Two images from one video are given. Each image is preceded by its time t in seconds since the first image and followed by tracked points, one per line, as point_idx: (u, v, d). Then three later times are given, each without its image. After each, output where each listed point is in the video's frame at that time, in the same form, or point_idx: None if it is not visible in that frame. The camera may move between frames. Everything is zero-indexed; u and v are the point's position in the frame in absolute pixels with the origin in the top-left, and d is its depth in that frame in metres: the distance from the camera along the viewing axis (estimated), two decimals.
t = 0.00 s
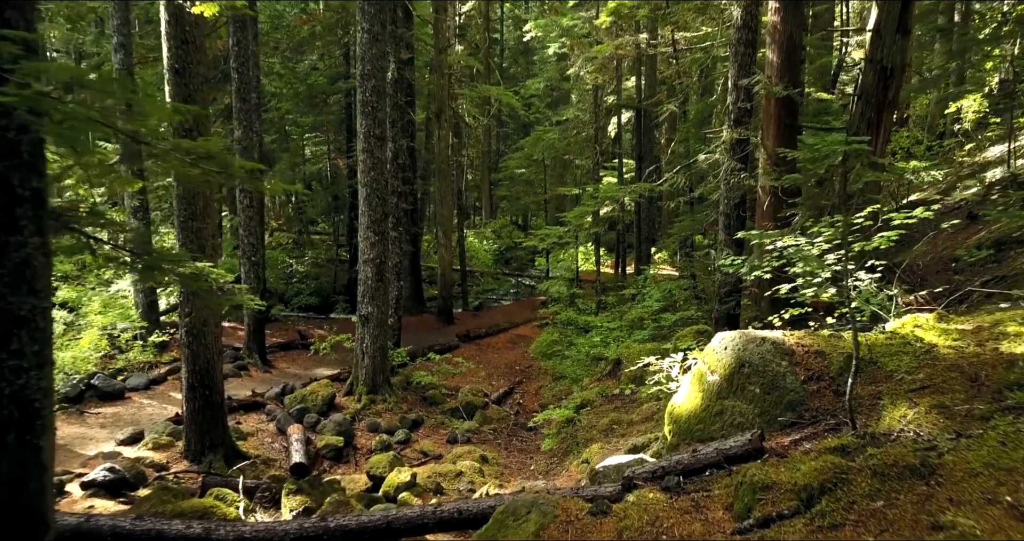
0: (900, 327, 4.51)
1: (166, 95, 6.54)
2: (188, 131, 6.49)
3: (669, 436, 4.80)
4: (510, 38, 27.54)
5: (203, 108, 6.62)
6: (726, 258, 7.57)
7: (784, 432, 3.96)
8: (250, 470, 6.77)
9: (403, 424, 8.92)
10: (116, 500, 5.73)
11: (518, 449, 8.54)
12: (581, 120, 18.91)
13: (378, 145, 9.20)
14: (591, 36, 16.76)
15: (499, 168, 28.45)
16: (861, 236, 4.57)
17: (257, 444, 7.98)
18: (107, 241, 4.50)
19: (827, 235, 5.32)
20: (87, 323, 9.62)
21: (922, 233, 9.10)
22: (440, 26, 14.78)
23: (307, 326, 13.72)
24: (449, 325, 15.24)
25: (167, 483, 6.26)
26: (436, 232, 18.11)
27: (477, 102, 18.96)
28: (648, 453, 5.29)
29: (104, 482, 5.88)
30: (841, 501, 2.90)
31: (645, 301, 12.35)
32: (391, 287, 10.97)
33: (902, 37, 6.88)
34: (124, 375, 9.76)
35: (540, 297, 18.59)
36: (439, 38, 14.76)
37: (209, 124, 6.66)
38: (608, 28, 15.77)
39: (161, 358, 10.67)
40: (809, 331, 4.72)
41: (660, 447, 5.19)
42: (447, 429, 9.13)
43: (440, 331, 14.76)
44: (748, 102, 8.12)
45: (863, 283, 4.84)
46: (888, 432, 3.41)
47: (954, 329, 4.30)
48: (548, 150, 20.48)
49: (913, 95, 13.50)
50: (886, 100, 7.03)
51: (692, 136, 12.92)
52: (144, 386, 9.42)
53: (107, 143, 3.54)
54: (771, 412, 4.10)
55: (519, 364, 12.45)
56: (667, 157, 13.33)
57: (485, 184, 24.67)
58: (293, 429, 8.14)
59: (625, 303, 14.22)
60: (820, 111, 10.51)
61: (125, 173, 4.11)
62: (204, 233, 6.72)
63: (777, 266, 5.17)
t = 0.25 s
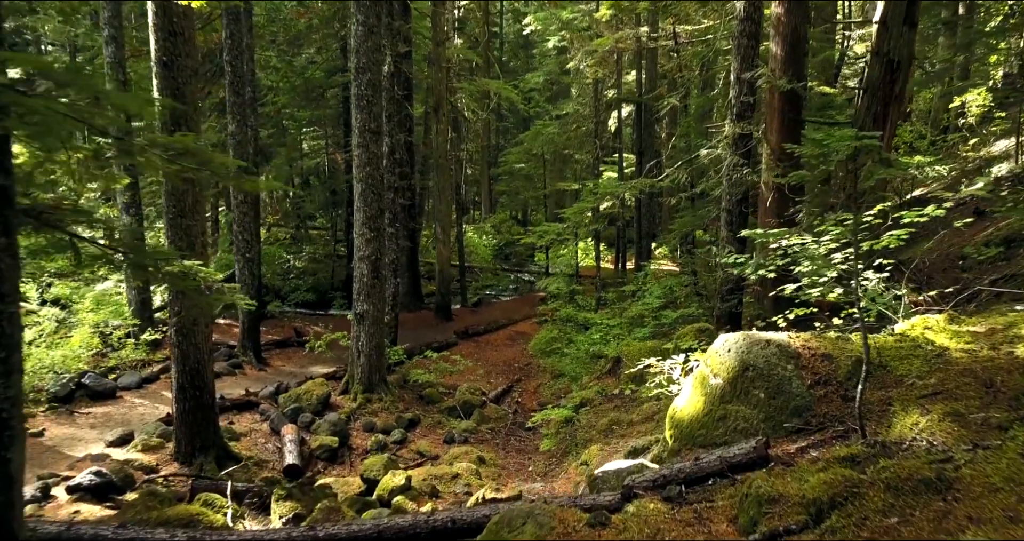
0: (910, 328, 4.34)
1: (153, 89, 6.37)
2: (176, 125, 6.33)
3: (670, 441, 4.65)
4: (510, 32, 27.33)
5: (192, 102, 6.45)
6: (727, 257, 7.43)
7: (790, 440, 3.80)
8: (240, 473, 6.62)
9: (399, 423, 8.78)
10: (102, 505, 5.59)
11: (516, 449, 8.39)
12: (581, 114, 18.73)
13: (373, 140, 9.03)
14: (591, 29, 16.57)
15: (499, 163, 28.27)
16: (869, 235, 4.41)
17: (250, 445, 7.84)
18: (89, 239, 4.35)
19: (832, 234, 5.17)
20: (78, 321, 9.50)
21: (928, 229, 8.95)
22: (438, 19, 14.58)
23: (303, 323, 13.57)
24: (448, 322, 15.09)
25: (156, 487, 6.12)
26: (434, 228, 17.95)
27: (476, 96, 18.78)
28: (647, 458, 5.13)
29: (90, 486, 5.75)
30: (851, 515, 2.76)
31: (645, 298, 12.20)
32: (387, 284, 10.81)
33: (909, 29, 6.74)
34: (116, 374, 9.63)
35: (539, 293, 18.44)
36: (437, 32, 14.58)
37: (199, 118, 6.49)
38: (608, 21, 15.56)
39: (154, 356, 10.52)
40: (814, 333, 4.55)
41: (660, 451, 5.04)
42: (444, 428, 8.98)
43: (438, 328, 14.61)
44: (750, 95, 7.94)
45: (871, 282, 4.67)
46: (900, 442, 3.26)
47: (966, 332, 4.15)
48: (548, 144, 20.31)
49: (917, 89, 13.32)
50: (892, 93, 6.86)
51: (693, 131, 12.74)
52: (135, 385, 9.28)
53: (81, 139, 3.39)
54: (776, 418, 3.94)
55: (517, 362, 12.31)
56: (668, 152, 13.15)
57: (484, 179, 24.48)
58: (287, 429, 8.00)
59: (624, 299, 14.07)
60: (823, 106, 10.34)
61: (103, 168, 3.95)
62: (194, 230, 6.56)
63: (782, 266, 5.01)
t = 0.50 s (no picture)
0: (919, 330, 4.19)
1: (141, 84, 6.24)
2: (165, 120, 6.20)
3: (671, 447, 4.50)
4: (510, 26, 27.14)
5: (181, 96, 6.33)
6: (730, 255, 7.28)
7: (797, 447, 3.65)
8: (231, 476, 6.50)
9: (396, 423, 8.64)
10: (89, 510, 5.49)
11: (514, 449, 8.25)
12: (581, 109, 18.55)
13: (369, 135, 8.87)
14: (591, 23, 16.37)
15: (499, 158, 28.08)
16: (877, 234, 4.26)
17: (243, 446, 7.71)
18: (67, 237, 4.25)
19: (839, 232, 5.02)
20: (70, 320, 9.48)
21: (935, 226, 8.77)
22: (436, 12, 14.39)
23: (301, 321, 13.45)
24: (447, 319, 14.95)
25: (144, 490, 6.01)
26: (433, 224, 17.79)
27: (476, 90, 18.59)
28: (648, 463, 5.01)
29: (76, 491, 5.65)
30: (864, 532, 2.62)
31: (646, 295, 12.04)
32: (384, 281, 10.66)
33: (916, 22, 6.55)
34: (108, 373, 9.56)
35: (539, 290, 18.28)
36: (435, 26, 14.39)
37: (188, 113, 6.36)
38: (608, 15, 15.38)
39: (148, 355, 10.42)
40: (821, 335, 4.40)
41: (661, 457, 4.90)
42: (441, 428, 8.84)
43: (437, 325, 14.47)
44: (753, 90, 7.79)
45: (879, 282, 4.52)
46: (912, 451, 3.12)
47: (979, 335, 4.00)
48: (548, 139, 20.14)
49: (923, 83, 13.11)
50: (899, 87, 6.69)
51: (695, 126, 12.58)
52: (128, 385, 9.23)
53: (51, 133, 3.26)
54: (782, 424, 3.80)
55: (517, 360, 12.16)
56: (669, 148, 12.98)
57: (484, 174, 24.31)
58: (281, 430, 7.87)
59: (625, 296, 13.92)
60: (827, 100, 10.16)
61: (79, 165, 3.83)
62: (183, 228, 6.44)
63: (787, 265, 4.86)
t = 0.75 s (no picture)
0: (930, 333, 4.05)
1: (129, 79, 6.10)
2: (154, 116, 6.07)
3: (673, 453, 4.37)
4: (511, 20, 26.93)
5: (170, 92, 6.20)
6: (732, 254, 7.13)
7: (804, 456, 3.51)
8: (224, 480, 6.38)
9: (393, 424, 8.52)
10: (77, 516, 5.38)
11: (513, 451, 8.11)
12: (582, 104, 18.37)
13: (365, 131, 8.72)
14: (592, 17, 16.18)
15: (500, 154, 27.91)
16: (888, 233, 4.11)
17: (238, 448, 7.58)
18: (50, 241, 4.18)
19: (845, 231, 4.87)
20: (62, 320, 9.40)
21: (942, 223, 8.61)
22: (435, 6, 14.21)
23: (298, 319, 13.32)
24: (446, 317, 14.82)
25: (135, 495, 5.90)
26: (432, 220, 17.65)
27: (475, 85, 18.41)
28: (648, 469, 4.88)
29: (63, 497, 5.53)
30: None
31: (647, 293, 11.89)
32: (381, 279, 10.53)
33: (925, 15, 6.35)
34: (101, 373, 9.48)
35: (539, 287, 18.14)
36: (434, 20, 14.22)
37: (178, 109, 6.22)
38: (609, 9, 15.20)
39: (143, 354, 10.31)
40: (828, 338, 4.26)
41: (661, 462, 4.77)
42: (439, 429, 8.71)
43: (437, 323, 14.33)
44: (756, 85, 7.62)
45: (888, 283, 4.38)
46: (926, 463, 2.98)
47: (992, 339, 3.86)
48: (548, 135, 19.97)
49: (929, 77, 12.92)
50: (907, 81, 6.52)
51: (697, 121, 12.41)
52: (121, 385, 9.15)
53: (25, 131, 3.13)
54: (788, 431, 3.66)
55: (516, 359, 12.02)
56: (671, 143, 12.81)
57: (485, 170, 24.14)
58: (276, 431, 7.74)
59: (626, 294, 13.77)
60: (832, 95, 9.99)
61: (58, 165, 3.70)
62: (173, 226, 6.30)
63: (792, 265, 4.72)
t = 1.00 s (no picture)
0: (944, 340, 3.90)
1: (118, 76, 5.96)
2: (144, 114, 5.93)
3: (675, 463, 4.20)
4: (511, 17, 26.75)
5: (160, 89, 6.05)
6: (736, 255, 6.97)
7: (813, 470, 3.37)
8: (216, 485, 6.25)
9: (389, 427, 8.38)
10: (64, 523, 5.24)
11: (512, 455, 7.97)
12: (583, 102, 18.21)
13: (361, 129, 8.57)
14: (593, 14, 16.01)
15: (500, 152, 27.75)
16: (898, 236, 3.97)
17: (232, 451, 7.44)
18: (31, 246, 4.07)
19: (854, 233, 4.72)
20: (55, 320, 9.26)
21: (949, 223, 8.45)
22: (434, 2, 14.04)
23: (296, 319, 13.17)
24: (445, 316, 14.67)
25: (125, 501, 5.76)
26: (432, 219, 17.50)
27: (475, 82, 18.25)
28: (650, 478, 4.72)
29: (51, 503, 5.40)
30: None
31: (648, 293, 11.74)
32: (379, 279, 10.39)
33: (934, 10, 6.17)
34: (95, 374, 9.32)
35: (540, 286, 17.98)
36: (433, 16, 14.06)
37: (168, 106, 6.08)
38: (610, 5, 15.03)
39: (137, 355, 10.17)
40: (837, 345, 4.11)
41: (663, 471, 4.62)
42: (437, 432, 8.57)
43: (436, 323, 14.19)
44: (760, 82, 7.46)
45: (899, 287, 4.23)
46: (942, 481, 2.85)
47: (1009, 348, 3.72)
48: (549, 133, 19.81)
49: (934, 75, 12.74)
50: (915, 78, 6.37)
51: (699, 118, 12.24)
52: (115, 386, 8.97)
53: None
54: (796, 443, 3.53)
55: (516, 360, 11.88)
56: (672, 142, 12.66)
57: (485, 168, 23.98)
58: (271, 434, 7.60)
59: (627, 294, 13.61)
60: (837, 92, 9.82)
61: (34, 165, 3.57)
62: (164, 227, 6.16)
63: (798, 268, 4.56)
